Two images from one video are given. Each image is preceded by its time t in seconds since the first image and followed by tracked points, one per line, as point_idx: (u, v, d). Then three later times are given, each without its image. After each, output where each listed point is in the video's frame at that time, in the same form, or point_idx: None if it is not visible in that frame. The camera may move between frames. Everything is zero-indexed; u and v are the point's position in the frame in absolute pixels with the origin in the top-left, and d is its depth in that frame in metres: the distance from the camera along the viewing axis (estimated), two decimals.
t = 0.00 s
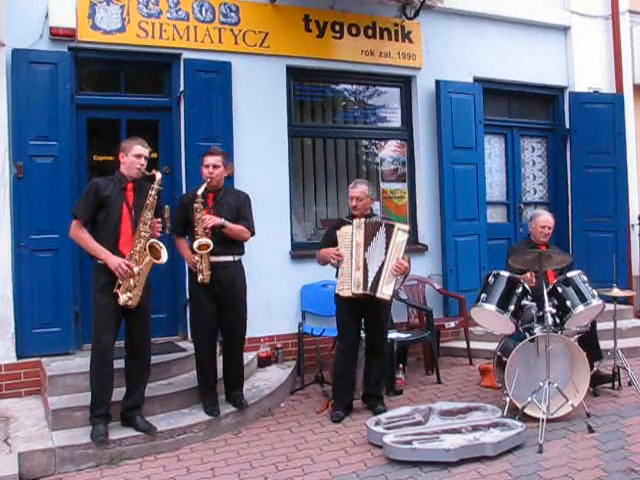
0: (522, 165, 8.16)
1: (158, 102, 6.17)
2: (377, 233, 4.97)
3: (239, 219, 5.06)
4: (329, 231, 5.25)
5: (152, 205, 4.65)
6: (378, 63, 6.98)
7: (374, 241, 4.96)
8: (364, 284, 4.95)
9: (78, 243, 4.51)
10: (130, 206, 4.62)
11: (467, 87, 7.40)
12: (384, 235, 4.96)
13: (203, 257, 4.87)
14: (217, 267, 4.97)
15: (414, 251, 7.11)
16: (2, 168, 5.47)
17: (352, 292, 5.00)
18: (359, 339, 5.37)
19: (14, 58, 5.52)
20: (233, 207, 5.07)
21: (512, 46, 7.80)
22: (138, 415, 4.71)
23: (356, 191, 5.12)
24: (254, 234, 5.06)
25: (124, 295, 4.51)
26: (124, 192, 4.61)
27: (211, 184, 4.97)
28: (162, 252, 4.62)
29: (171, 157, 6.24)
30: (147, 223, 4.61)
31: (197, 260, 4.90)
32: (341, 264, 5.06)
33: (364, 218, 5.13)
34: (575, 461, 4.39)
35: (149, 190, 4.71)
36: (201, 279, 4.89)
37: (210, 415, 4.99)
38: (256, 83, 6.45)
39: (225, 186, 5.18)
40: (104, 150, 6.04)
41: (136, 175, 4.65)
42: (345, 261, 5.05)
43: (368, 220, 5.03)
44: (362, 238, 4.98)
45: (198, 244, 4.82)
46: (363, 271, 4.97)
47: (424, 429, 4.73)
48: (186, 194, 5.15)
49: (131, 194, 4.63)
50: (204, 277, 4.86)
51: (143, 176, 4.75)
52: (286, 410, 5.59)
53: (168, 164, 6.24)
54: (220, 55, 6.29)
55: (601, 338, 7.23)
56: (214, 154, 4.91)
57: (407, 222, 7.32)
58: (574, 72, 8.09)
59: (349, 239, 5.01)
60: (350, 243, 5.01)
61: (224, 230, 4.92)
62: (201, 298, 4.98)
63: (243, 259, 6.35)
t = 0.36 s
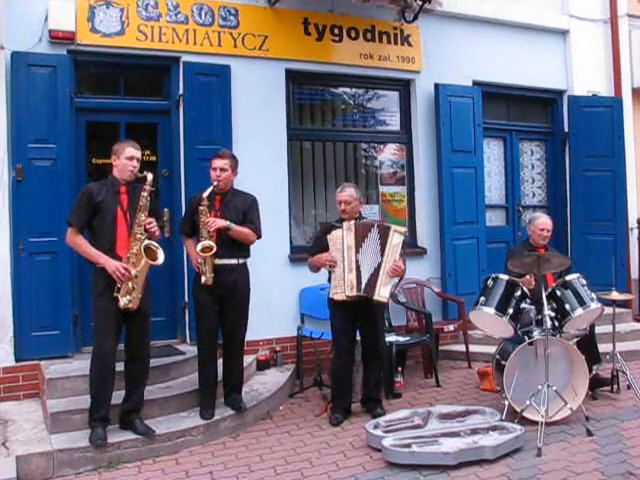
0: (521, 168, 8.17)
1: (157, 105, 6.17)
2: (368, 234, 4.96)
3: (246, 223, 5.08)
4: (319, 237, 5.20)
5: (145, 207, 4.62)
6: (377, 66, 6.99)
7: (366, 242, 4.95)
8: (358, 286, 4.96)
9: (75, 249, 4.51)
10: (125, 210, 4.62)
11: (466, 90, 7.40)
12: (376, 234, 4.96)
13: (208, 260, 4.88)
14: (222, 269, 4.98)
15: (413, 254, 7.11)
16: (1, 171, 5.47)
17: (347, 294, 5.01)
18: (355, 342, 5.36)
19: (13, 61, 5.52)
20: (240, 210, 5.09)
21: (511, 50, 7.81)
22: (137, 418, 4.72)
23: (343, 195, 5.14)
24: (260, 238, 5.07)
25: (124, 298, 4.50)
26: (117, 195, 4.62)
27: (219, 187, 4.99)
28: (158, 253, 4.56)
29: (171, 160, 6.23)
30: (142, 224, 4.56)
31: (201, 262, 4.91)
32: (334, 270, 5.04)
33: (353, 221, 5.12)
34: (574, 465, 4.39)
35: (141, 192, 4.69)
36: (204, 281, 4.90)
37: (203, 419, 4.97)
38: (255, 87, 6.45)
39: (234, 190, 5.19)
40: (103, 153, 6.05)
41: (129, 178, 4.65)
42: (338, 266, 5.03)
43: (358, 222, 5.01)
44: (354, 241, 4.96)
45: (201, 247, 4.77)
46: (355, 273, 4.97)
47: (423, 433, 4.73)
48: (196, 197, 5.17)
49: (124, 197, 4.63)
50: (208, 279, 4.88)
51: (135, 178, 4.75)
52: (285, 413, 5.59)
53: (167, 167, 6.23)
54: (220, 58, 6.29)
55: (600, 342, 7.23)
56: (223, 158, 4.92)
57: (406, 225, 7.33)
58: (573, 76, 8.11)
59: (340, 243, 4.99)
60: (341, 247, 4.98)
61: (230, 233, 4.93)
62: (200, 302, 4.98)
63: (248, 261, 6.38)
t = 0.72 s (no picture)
0: (520, 169, 8.17)
1: (156, 107, 6.17)
2: (358, 231, 4.96)
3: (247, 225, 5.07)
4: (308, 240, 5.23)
5: (142, 206, 4.61)
6: (376, 68, 6.99)
7: (356, 238, 4.96)
8: (355, 284, 4.92)
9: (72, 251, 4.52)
10: (122, 211, 4.62)
11: (465, 91, 7.41)
12: (366, 230, 4.97)
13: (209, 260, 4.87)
14: (222, 271, 4.98)
15: (411, 255, 7.11)
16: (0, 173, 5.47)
17: (344, 294, 4.95)
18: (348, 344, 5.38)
19: (12, 63, 5.53)
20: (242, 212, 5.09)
21: (510, 51, 7.81)
22: (136, 420, 4.72)
23: (328, 196, 5.18)
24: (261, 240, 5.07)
25: (122, 299, 4.49)
26: (114, 197, 4.62)
27: (222, 189, 5.01)
28: (155, 250, 4.51)
29: (170, 161, 6.23)
30: (139, 224, 4.57)
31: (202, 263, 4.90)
32: (325, 271, 5.03)
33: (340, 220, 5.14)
34: (574, 466, 4.39)
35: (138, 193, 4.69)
36: (205, 282, 4.90)
37: (202, 421, 4.96)
38: (254, 88, 6.46)
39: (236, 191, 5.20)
40: (103, 155, 6.05)
41: (125, 179, 4.65)
42: (329, 267, 5.01)
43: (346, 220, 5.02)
44: (345, 239, 4.96)
45: (203, 247, 4.76)
46: (350, 272, 4.94)
47: (422, 434, 4.72)
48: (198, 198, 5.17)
49: (121, 198, 4.64)
50: (208, 280, 4.87)
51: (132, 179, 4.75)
52: (284, 415, 5.59)
53: (166, 168, 6.24)
54: (219, 60, 6.30)
55: (600, 343, 7.23)
56: (226, 160, 4.93)
57: (405, 226, 7.34)
58: (572, 78, 8.12)
59: (330, 243, 4.99)
60: (332, 246, 4.98)
61: (231, 235, 4.93)
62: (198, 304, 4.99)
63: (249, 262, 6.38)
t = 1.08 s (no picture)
0: (519, 171, 8.17)
1: (156, 109, 6.17)
2: (353, 233, 4.98)
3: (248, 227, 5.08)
4: (300, 242, 5.22)
5: (140, 207, 4.62)
6: (375, 70, 6.99)
7: (352, 239, 4.97)
8: (355, 287, 4.93)
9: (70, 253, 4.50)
10: (119, 211, 4.61)
11: (464, 93, 7.41)
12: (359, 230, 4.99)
13: (212, 263, 4.87)
14: (223, 272, 4.98)
15: (411, 257, 7.11)
16: None
17: (344, 296, 4.94)
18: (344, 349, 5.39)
19: (11, 65, 5.52)
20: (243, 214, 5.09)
21: (509, 53, 7.82)
22: (134, 422, 4.72)
23: (320, 198, 5.17)
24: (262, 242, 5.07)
25: (121, 301, 4.50)
26: (111, 198, 4.61)
27: (223, 191, 4.99)
28: (155, 252, 4.52)
29: (169, 163, 6.24)
30: (138, 225, 4.57)
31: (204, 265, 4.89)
32: (320, 273, 5.02)
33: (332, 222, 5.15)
34: (573, 468, 4.39)
35: (135, 193, 4.69)
36: (207, 283, 4.90)
37: (201, 423, 4.95)
38: (254, 90, 6.46)
39: (235, 193, 5.20)
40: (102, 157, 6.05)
41: (122, 180, 4.65)
42: (324, 270, 5.01)
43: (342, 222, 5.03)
44: (342, 241, 4.96)
45: (208, 248, 4.78)
46: (350, 274, 4.94)
47: (422, 436, 4.72)
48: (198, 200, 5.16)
49: (118, 199, 4.62)
50: (211, 282, 4.87)
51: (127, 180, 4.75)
52: (283, 417, 5.58)
53: (166, 170, 6.24)
54: (218, 62, 6.30)
55: (599, 345, 7.23)
56: (228, 162, 4.92)
57: (404, 228, 7.35)
58: (571, 79, 8.12)
59: (324, 247, 4.99)
60: (326, 249, 4.98)
61: (234, 236, 4.94)
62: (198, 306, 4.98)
63: (250, 263, 6.39)
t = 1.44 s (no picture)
0: (518, 171, 8.17)
1: (155, 110, 6.17)
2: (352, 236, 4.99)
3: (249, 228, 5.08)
4: (298, 244, 5.23)
5: (132, 209, 4.62)
6: (374, 70, 6.99)
7: (350, 241, 4.97)
8: (354, 289, 4.93)
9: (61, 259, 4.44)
10: (108, 214, 4.58)
11: (463, 94, 7.41)
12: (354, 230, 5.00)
13: (215, 264, 4.86)
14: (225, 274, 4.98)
15: (410, 258, 7.11)
16: None
17: (344, 298, 4.94)
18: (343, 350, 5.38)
19: (10, 66, 5.52)
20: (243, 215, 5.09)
21: (508, 54, 7.82)
22: (133, 423, 4.71)
23: (318, 200, 5.15)
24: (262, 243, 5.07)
25: (117, 303, 4.49)
26: (99, 200, 4.57)
27: (225, 192, 4.97)
28: (150, 254, 4.57)
29: (168, 164, 6.24)
30: (131, 227, 4.57)
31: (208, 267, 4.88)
32: (319, 275, 5.02)
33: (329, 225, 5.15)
34: (572, 468, 4.39)
35: (121, 193, 4.68)
36: (210, 285, 4.89)
37: (200, 424, 4.95)
38: (253, 91, 6.46)
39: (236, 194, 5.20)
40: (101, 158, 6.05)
41: (108, 181, 4.60)
42: (324, 271, 5.01)
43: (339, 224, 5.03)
44: (341, 242, 4.96)
45: (212, 249, 4.81)
46: (350, 276, 4.94)
47: (421, 437, 4.72)
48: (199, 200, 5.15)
49: (106, 201, 4.60)
50: (214, 283, 4.86)
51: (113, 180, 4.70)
52: (283, 418, 5.58)
53: (164, 171, 6.25)
54: (217, 62, 6.30)
55: (598, 345, 7.24)
56: (230, 162, 4.93)
57: (403, 228, 7.35)
58: (570, 80, 8.12)
59: (322, 250, 4.99)
60: (324, 252, 4.98)
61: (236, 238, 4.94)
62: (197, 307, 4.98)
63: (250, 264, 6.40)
